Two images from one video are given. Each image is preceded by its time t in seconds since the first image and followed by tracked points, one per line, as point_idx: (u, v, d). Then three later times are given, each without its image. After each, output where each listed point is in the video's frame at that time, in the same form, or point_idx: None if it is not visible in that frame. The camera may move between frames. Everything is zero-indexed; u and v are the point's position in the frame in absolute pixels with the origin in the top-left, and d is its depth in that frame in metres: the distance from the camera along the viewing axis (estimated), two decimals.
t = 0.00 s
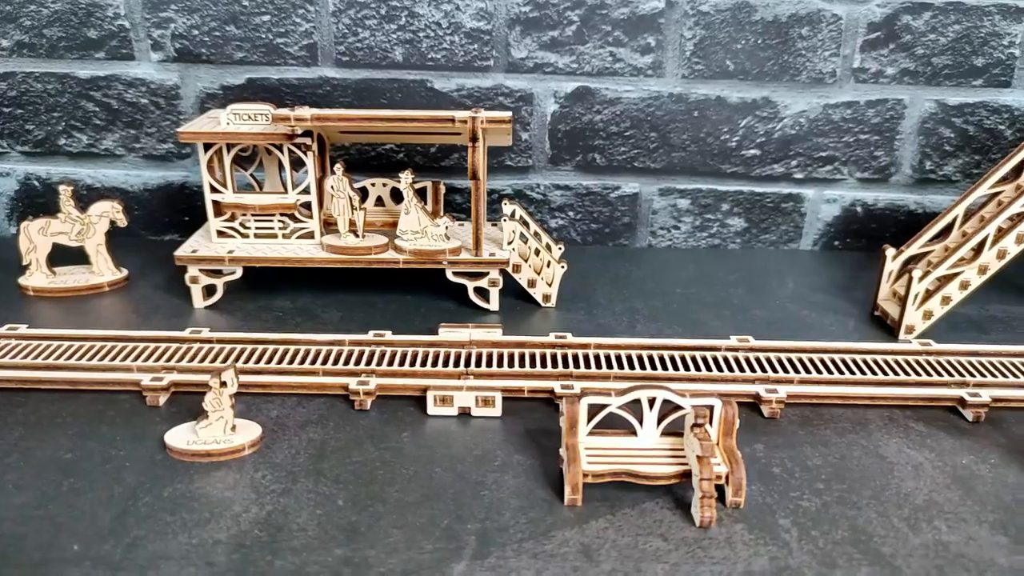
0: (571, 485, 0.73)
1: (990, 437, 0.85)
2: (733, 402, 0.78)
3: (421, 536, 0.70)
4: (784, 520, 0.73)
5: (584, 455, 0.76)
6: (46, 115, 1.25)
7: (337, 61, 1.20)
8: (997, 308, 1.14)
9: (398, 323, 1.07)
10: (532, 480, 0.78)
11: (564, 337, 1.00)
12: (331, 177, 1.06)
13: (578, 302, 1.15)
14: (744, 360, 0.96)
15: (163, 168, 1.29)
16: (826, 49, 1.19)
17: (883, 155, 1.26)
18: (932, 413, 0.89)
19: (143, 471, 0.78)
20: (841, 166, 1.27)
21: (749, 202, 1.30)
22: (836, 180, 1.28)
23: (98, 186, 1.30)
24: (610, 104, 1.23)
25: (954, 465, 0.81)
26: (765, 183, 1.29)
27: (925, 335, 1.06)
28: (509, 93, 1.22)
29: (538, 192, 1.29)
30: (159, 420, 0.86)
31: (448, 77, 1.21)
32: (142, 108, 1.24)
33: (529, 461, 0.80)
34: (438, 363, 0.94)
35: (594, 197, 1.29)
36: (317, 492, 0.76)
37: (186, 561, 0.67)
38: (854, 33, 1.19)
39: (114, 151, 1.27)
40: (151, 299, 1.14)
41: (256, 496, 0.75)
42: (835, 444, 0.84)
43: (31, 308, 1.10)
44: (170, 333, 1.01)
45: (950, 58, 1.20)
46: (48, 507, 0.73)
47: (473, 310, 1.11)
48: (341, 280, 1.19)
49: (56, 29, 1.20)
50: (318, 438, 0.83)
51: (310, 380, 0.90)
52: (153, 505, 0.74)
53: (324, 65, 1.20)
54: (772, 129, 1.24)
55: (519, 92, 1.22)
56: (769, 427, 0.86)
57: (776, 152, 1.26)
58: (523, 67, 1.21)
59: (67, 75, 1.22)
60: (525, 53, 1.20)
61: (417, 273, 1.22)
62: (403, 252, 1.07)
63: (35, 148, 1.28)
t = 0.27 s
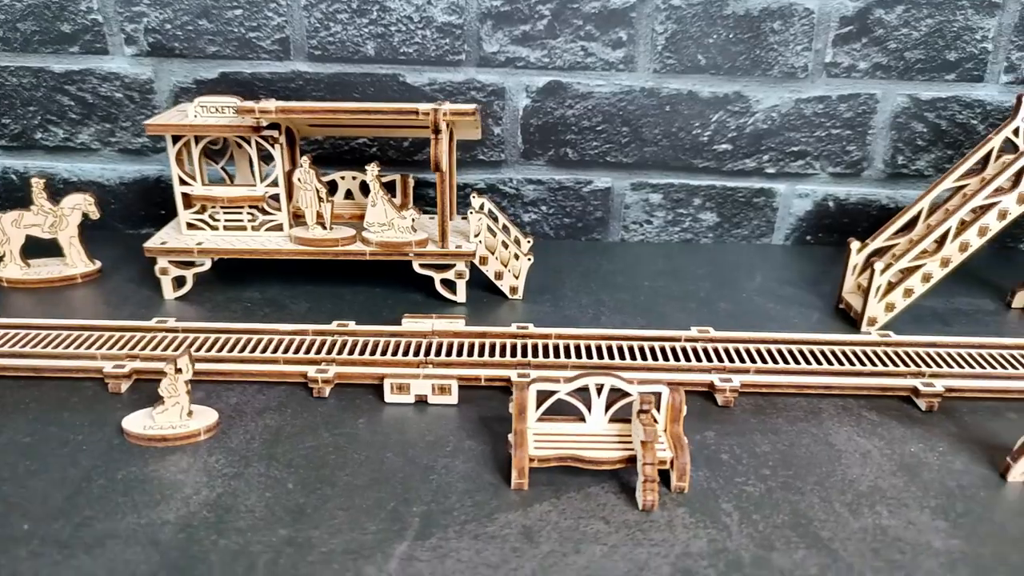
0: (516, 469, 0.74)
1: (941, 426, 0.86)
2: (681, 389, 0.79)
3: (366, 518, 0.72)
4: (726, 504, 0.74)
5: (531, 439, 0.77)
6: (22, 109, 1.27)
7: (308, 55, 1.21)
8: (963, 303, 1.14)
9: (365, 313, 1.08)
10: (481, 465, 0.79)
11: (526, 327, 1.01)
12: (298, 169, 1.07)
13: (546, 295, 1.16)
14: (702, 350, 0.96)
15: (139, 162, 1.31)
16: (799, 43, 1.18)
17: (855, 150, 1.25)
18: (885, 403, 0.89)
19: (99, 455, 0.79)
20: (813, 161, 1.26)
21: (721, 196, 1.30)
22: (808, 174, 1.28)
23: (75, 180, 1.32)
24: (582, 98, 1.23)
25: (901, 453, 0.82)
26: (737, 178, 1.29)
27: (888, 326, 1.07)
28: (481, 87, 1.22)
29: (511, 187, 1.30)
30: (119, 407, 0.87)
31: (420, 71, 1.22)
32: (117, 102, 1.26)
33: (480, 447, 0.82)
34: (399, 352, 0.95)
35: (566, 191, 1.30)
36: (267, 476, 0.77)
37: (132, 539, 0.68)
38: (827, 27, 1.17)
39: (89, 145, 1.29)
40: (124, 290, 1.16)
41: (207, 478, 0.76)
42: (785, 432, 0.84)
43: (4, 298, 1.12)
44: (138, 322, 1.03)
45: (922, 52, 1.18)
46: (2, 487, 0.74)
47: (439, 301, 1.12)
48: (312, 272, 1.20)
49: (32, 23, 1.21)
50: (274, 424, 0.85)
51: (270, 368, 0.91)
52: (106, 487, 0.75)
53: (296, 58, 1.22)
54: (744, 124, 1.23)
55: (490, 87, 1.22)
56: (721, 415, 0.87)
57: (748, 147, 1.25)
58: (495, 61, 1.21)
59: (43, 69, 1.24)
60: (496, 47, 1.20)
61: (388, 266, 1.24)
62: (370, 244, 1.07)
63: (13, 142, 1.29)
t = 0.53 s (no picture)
0: (467, 460, 0.74)
1: (901, 419, 0.85)
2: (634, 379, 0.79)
3: (314, 508, 0.71)
4: (676, 495, 0.73)
5: (483, 430, 0.76)
6: None
7: (280, 50, 1.20)
8: (933, 298, 1.14)
9: (331, 307, 1.08)
10: (434, 456, 0.78)
11: (490, 320, 1.00)
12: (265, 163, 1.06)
13: (515, 289, 1.16)
14: (665, 343, 0.96)
15: (113, 157, 1.31)
16: (769, 38, 1.18)
17: (827, 146, 1.25)
18: (846, 396, 0.89)
19: (53, 444, 0.79)
20: (786, 157, 1.26)
21: (694, 191, 1.30)
22: (781, 170, 1.28)
23: (50, 175, 1.32)
24: (554, 93, 1.22)
25: (858, 445, 0.81)
26: (710, 174, 1.29)
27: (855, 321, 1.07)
28: (452, 82, 1.22)
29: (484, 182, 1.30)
30: (77, 398, 0.87)
31: (391, 66, 1.21)
32: (91, 97, 1.26)
33: (435, 438, 0.81)
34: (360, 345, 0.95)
35: (539, 186, 1.30)
36: (219, 466, 0.77)
37: (78, 527, 0.68)
38: (797, 22, 1.17)
39: (64, 140, 1.29)
40: (93, 284, 1.16)
41: (159, 468, 0.76)
42: (742, 425, 0.84)
43: None
44: (103, 314, 1.03)
45: (894, 47, 1.18)
46: None
47: (407, 296, 1.12)
48: (283, 266, 1.20)
49: (4, 18, 1.21)
50: (230, 415, 0.84)
51: (230, 360, 0.91)
52: (56, 476, 0.75)
53: (267, 53, 1.21)
54: (716, 119, 1.23)
55: (461, 82, 1.22)
56: (681, 407, 0.87)
57: (721, 143, 1.25)
58: (466, 56, 1.20)
59: (16, 64, 1.24)
60: (467, 42, 1.19)
61: (360, 260, 1.24)
62: (336, 237, 1.07)
63: None
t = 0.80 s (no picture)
0: (416, 453, 0.74)
1: (854, 415, 0.86)
2: (583, 374, 0.79)
3: (263, 500, 0.72)
4: (624, 489, 0.74)
5: (434, 424, 0.77)
6: None
7: (248, 47, 1.22)
8: (898, 295, 1.15)
9: (297, 302, 1.08)
10: (386, 450, 0.79)
11: (452, 316, 1.00)
12: (229, 159, 1.07)
13: (482, 285, 1.16)
14: (624, 339, 0.97)
15: (85, 153, 1.31)
16: (735, 36, 1.19)
17: (795, 143, 1.25)
18: (800, 391, 0.89)
19: (9, 437, 0.80)
20: (754, 154, 1.27)
21: (664, 188, 1.31)
22: (749, 167, 1.28)
23: (22, 171, 1.32)
24: (521, 90, 1.23)
25: (809, 440, 0.82)
26: (679, 171, 1.29)
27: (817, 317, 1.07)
28: (420, 79, 1.23)
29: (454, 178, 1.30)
30: (37, 391, 0.88)
31: (360, 63, 1.22)
32: (62, 94, 1.26)
33: (389, 432, 0.82)
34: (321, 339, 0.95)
35: (509, 183, 1.31)
36: (172, 459, 0.77)
37: (27, 519, 0.69)
38: (762, 19, 1.18)
39: (36, 136, 1.30)
40: (62, 279, 1.16)
41: (112, 461, 0.77)
42: (696, 420, 0.85)
43: None
44: (69, 309, 1.03)
45: (859, 45, 1.19)
46: None
47: (374, 292, 1.12)
48: (252, 262, 1.20)
49: None
50: (188, 409, 0.85)
51: (190, 355, 0.92)
52: (10, 468, 0.75)
53: (236, 50, 1.22)
54: (683, 116, 1.24)
55: (429, 78, 1.23)
56: (636, 403, 0.87)
57: (689, 140, 1.26)
58: (434, 53, 1.22)
59: None
60: (434, 39, 1.21)
61: (330, 256, 1.24)
62: (301, 233, 1.08)
63: None
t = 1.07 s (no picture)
0: (350, 447, 0.74)
1: (799, 411, 0.85)
2: (521, 368, 0.79)
3: (193, 493, 0.71)
4: (557, 484, 0.74)
5: (371, 418, 0.77)
6: None
7: (210, 44, 1.21)
8: (857, 292, 1.14)
9: (253, 298, 1.08)
10: (322, 444, 0.78)
11: (405, 312, 1.00)
12: (185, 155, 1.07)
13: (440, 281, 1.16)
14: (575, 335, 0.96)
15: (50, 150, 1.31)
16: (695, 34, 1.19)
17: (758, 140, 1.25)
18: (747, 387, 0.89)
19: None
20: (717, 151, 1.27)
21: (628, 185, 1.31)
22: (713, 164, 1.28)
23: None
24: (483, 87, 1.23)
25: (750, 436, 0.81)
26: (643, 168, 1.30)
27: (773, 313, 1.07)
28: (382, 77, 1.23)
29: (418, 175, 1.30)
30: None
31: (322, 60, 1.22)
32: (25, 91, 1.26)
33: (328, 427, 0.81)
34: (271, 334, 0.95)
35: (473, 180, 1.31)
36: (108, 452, 0.77)
37: None
38: (723, 17, 1.18)
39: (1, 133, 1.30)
40: (21, 275, 1.16)
41: (48, 455, 0.76)
42: (639, 415, 0.84)
43: None
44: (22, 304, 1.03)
45: (820, 43, 1.19)
46: None
47: (331, 288, 1.12)
48: (212, 259, 1.20)
49: None
50: (130, 403, 0.85)
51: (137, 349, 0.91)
52: None
53: (198, 48, 1.22)
54: (646, 113, 1.24)
55: (392, 76, 1.23)
56: (581, 398, 0.87)
57: (652, 137, 1.26)
58: (395, 50, 1.22)
59: None
60: (395, 37, 1.21)
61: (291, 253, 1.24)
62: (258, 229, 1.07)
63: None
